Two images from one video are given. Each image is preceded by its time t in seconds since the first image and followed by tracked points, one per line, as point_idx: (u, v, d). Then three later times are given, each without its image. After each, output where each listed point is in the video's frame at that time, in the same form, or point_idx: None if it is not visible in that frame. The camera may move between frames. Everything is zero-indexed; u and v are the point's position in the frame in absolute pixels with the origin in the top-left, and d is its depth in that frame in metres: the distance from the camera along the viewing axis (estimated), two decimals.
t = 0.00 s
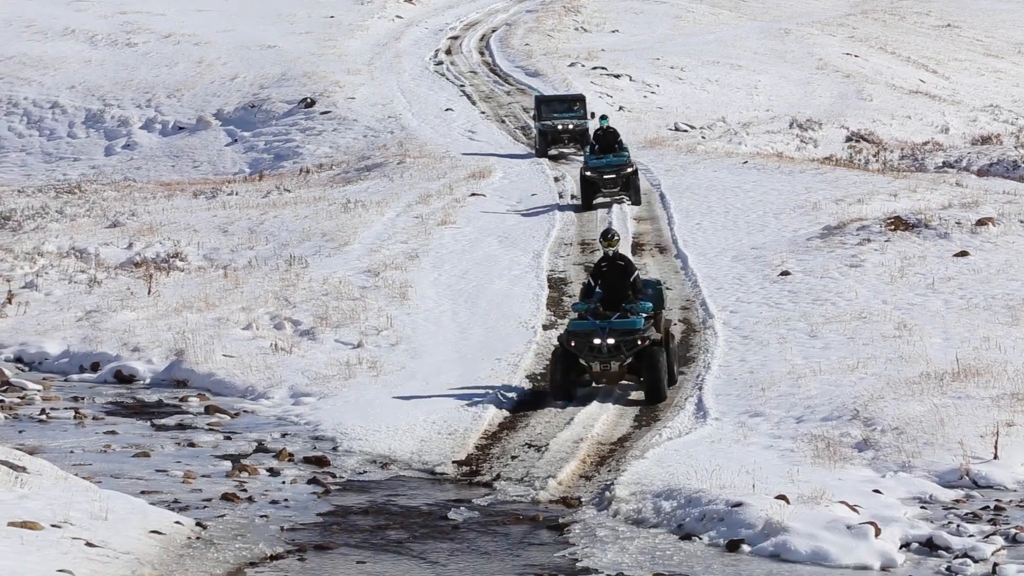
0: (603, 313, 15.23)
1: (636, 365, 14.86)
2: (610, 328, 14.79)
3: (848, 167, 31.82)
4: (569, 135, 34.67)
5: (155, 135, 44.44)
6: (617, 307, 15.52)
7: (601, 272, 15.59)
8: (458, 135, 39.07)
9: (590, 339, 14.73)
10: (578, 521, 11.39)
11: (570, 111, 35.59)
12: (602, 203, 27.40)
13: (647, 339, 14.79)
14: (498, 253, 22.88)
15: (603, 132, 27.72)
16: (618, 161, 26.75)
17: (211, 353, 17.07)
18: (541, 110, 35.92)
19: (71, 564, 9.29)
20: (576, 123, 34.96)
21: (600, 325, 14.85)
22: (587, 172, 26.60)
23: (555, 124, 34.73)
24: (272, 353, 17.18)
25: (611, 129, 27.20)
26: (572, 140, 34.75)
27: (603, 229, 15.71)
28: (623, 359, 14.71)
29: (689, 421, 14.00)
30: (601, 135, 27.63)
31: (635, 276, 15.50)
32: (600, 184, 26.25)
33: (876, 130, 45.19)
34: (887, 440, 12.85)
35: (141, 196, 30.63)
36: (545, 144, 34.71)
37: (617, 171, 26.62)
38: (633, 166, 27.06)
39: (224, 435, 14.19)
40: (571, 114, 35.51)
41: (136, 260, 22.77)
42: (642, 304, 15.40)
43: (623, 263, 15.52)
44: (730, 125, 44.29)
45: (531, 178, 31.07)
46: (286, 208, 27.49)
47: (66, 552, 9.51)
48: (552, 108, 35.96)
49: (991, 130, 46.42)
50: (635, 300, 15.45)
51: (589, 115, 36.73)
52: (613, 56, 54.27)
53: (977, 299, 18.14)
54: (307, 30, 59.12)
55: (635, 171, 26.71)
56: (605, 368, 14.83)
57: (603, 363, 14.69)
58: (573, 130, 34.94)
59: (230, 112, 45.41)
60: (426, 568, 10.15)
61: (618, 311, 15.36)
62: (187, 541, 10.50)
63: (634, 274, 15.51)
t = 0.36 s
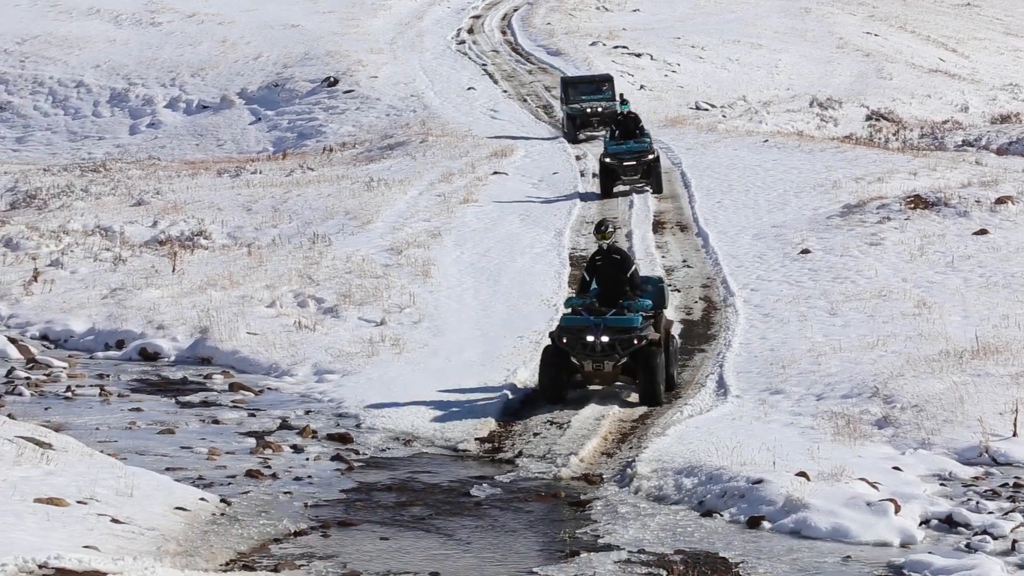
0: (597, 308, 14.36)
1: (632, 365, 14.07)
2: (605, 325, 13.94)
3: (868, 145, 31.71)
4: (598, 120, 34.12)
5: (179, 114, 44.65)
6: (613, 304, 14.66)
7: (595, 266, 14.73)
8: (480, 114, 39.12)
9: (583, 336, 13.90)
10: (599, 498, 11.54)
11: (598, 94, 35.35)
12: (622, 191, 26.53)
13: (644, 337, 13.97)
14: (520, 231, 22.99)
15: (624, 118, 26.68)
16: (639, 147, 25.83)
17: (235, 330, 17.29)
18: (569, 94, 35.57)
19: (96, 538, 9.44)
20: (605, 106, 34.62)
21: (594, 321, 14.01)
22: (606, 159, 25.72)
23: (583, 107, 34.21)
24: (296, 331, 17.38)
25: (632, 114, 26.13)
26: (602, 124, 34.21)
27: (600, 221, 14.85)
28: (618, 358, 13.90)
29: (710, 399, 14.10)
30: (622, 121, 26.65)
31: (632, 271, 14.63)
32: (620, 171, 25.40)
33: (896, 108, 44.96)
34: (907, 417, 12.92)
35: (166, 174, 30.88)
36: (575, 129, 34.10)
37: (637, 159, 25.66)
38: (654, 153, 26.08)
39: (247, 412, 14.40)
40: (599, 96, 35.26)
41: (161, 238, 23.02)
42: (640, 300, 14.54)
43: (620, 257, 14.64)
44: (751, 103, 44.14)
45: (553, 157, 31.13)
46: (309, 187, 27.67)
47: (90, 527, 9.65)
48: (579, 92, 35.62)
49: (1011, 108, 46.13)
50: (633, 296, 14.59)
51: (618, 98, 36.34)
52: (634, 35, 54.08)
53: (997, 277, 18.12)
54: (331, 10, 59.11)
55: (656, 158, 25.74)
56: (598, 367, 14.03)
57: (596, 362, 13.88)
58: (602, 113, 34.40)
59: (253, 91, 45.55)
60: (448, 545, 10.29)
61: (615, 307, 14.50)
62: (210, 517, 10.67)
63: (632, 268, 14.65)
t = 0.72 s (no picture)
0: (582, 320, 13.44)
1: (622, 379, 13.15)
2: (589, 338, 13.03)
3: (886, 132, 31.58)
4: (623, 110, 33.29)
5: (200, 101, 44.82)
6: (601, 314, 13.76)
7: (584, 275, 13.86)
8: (500, 101, 39.14)
9: (567, 352, 12.97)
10: (618, 485, 11.61)
11: (623, 84, 34.44)
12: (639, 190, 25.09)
13: (632, 349, 13.04)
14: (539, 218, 23.04)
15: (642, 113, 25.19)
16: (657, 145, 24.26)
17: (255, 317, 17.42)
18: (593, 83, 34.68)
19: (117, 524, 9.52)
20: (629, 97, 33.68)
21: (577, 334, 13.09)
22: (623, 157, 24.26)
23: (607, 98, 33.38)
24: (316, 317, 17.50)
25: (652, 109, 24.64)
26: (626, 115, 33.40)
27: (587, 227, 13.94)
28: (606, 374, 12.96)
29: (729, 385, 14.15)
30: (640, 115, 25.02)
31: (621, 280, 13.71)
32: (637, 171, 23.92)
33: (914, 95, 44.77)
34: (925, 404, 12.93)
35: (187, 161, 31.08)
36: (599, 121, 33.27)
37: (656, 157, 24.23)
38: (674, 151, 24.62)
39: (268, 399, 14.52)
40: (625, 87, 34.38)
41: (181, 225, 23.18)
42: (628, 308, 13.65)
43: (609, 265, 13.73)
44: (769, 91, 43.99)
45: (572, 144, 31.15)
46: (329, 174, 27.77)
47: (111, 513, 9.74)
48: (604, 81, 34.74)
49: None
50: (621, 305, 13.70)
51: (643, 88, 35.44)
52: (652, 22, 53.94)
53: (1016, 264, 18.06)
54: None
55: (676, 157, 24.31)
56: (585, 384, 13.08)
57: (582, 380, 12.94)
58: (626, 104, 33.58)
59: (274, 78, 45.65)
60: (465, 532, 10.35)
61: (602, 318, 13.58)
62: (230, 504, 10.78)
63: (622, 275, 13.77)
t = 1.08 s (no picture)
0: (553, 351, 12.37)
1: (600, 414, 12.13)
2: (563, 373, 11.96)
3: (903, 124, 31.55)
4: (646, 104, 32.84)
5: (219, 94, 45.05)
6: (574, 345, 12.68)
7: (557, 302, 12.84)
8: (517, 94, 39.22)
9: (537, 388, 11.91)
10: (636, 476, 11.72)
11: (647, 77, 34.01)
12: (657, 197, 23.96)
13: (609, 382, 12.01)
14: (557, 210, 23.14)
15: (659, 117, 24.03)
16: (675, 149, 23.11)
17: (275, 308, 17.59)
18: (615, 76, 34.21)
19: (137, 514, 9.65)
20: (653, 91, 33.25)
21: (549, 368, 12.01)
22: (639, 162, 23.11)
23: (630, 92, 32.92)
24: (335, 309, 17.66)
25: (668, 113, 23.42)
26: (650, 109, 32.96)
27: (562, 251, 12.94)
28: (582, 410, 11.90)
29: (746, 376, 14.23)
30: (657, 119, 23.87)
31: (597, 307, 12.71)
32: (654, 177, 22.78)
33: (930, 88, 44.74)
34: (941, 395, 12.99)
35: (208, 153, 31.29)
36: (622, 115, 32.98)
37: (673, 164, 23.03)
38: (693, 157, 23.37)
39: (287, 389, 14.69)
40: (648, 80, 33.95)
41: (201, 217, 23.39)
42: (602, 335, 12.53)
43: (584, 291, 12.74)
44: (786, 83, 43.94)
45: (590, 136, 31.22)
46: (348, 166, 27.92)
47: (132, 503, 9.86)
48: (627, 74, 34.26)
49: None
50: (595, 332, 12.62)
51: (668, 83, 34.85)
52: (669, 15, 53.89)
53: None
54: None
55: (694, 163, 23.08)
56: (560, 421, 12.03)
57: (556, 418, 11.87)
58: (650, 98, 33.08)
59: (293, 71, 45.82)
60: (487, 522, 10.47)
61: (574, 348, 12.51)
62: (249, 494, 10.93)
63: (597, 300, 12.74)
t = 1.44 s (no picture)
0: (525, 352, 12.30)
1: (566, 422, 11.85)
2: (531, 371, 11.82)
3: (909, 122, 31.85)
4: (666, 105, 32.49)
5: (244, 92, 45.59)
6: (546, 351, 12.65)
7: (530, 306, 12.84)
8: (534, 92, 39.62)
9: (503, 385, 11.77)
10: (649, 464, 12.10)
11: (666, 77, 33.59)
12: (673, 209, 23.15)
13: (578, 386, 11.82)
14: (573, 206, 23.52)
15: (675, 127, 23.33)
16: (691, 161, 22.43)
17: (298, 301, 18.05)
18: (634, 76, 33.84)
19: (165, 501, 10.02)
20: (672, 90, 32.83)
21: (518, 366, 11.88)
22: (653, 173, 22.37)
23: (650, 92, 32.59)
24: (356, 301, 18.11)
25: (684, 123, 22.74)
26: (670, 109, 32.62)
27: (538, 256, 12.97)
28: (547, 412, 11.69)
29: (756, 367, 14.60)
30: (673, 130, 23.22)
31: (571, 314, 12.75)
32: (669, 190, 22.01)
33: (936, 87, 45.28)
34: (947, 385, 13.31)
35: (232, 150, 31.81)
36: (641, 116, 32.72)
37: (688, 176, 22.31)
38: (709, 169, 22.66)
39: (310, 380, 15.14)
40: (668, 80, 33.56)
41: (226, 212, 23.88)
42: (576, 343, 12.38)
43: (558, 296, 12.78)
44: (796, 81, 44.29)
45: (606, 133, 31.58)
46: (369, 163, 28.36)
47: (160, 491, 10.23)
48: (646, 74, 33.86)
49: None
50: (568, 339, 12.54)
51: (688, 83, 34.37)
52: (683, 15, 54.13)
53: None
54: None
55: (710, 176, 22.35)
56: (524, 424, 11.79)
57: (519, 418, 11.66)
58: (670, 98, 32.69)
59: (315, 70, 46.29)
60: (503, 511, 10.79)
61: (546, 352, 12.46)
62: (273, 482, 11.36)
63: (573, 310, 12.80)
